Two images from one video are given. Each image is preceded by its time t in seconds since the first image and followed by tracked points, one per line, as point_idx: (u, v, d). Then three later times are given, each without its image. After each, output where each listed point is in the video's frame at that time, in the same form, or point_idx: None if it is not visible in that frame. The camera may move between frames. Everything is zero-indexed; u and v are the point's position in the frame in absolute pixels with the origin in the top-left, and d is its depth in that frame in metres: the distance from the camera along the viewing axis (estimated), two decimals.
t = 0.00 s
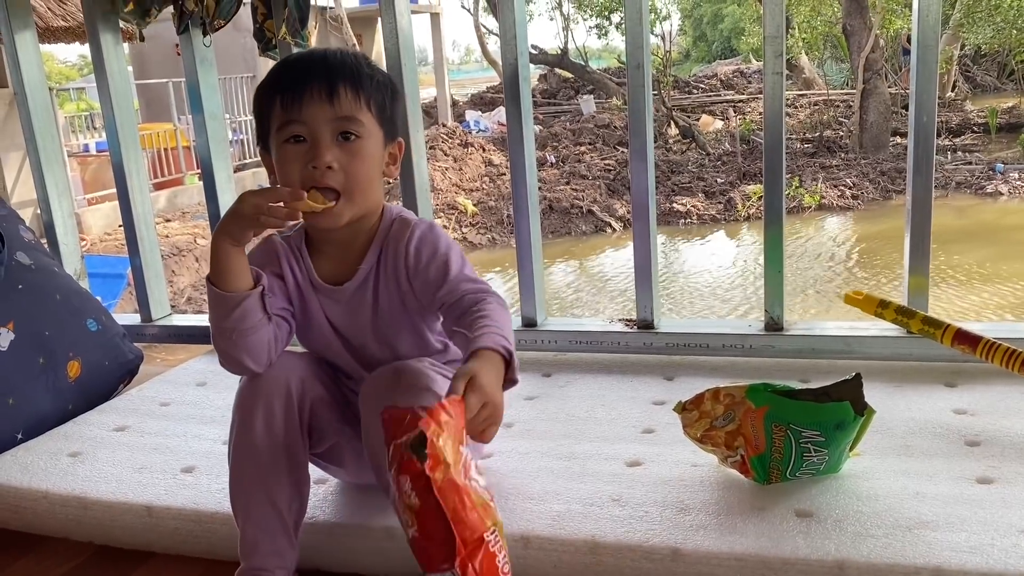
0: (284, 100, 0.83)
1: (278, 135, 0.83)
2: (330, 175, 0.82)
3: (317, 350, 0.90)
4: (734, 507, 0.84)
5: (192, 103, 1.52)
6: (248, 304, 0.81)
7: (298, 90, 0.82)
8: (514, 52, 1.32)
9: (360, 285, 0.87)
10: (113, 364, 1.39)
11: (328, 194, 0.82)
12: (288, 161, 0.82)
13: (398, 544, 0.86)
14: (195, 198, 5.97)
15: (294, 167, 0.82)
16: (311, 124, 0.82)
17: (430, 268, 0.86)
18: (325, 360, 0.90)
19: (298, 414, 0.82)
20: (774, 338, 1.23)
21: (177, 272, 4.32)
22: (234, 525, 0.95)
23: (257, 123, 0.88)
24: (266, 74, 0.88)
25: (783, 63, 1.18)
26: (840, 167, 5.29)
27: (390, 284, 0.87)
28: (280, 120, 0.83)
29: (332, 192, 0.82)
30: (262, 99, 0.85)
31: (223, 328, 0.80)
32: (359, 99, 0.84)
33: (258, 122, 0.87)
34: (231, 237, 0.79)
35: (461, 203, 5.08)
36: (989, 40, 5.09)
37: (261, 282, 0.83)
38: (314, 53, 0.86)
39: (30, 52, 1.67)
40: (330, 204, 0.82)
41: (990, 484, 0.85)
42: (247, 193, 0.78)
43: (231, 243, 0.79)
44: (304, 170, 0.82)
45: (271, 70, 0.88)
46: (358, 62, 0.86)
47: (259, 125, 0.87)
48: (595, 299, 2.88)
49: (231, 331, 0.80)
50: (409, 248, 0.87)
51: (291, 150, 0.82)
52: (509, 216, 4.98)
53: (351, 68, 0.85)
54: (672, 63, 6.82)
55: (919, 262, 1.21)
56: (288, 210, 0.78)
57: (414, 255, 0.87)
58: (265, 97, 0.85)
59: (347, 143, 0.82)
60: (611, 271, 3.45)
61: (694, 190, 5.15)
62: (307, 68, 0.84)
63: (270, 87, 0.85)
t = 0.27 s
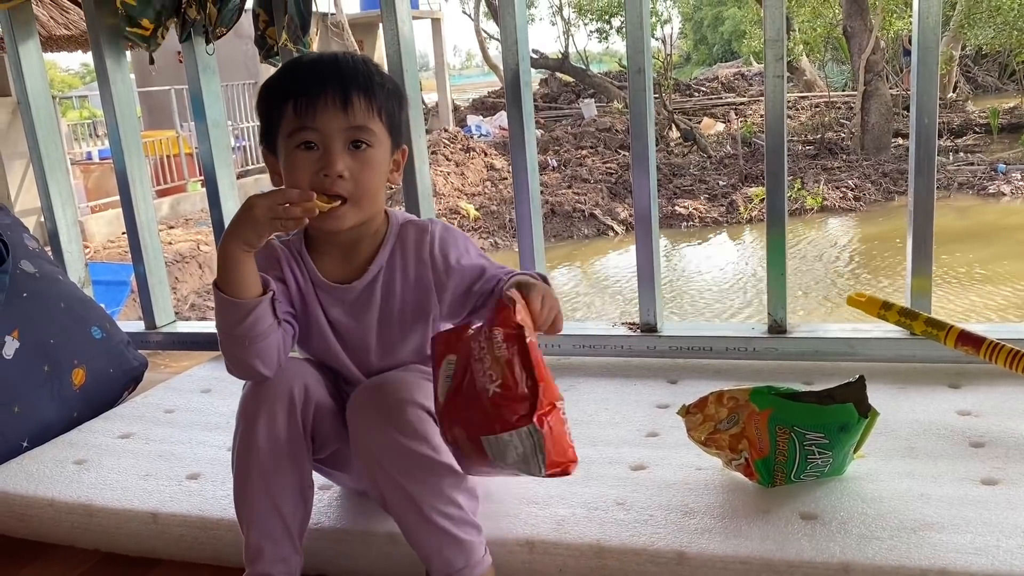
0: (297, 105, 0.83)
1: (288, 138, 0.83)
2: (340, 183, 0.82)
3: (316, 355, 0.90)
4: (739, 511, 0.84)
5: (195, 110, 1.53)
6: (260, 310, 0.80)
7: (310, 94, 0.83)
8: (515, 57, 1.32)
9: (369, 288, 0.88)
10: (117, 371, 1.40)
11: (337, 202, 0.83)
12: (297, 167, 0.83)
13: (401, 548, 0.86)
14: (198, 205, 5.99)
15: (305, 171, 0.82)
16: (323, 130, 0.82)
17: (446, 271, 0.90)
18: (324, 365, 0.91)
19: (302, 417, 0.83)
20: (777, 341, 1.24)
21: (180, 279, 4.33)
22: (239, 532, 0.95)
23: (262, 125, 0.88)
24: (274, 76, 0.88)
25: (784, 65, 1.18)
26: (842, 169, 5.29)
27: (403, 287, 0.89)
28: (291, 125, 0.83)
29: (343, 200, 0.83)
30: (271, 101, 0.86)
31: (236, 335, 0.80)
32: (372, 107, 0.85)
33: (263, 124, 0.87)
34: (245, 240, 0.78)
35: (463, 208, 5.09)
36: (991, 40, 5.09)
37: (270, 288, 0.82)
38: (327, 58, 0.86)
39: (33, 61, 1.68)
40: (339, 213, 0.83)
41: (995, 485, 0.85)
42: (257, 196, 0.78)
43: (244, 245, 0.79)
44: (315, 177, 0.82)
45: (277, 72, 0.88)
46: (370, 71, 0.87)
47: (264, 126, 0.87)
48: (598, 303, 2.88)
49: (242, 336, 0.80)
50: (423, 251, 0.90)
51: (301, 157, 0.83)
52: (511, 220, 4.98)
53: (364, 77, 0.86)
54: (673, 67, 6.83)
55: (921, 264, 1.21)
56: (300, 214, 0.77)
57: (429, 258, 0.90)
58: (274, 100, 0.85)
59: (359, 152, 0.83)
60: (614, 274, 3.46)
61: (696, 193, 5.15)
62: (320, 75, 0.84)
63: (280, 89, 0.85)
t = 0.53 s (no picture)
0: (313, 116, 0.83)
1: (304, 148, 0.84)
2: (356, 193, 0.83)
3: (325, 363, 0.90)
4: (744, 517, 0.84)
5: (198, 118, 1.54)
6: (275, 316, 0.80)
7: (326, 104, 0.83)
8: (517, 64, 1.33)
9: (383, 296, 0.89)
10: (122, 379, 1.40)
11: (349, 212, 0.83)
12: (313, 177, 0.83)
13: (405, 555, 0.86)
14: (201, 211, 6.00)
15: (322, 181, 0.83)
16: (340, 139, 0.83)
17: (462, 281, 0.93)
18: (331, 373, 0.91)
19: (308, 427, 0.83)
20: (780, 346, 1.24)
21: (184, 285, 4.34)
22: (244, 540, 0.95)
23: (272, 133, 0.88)
24: (284, 84, 0.88)
25: (786, 71, 1.18)
26: (845, 172, 5.29)
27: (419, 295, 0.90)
28: (306, 134, 0.84)
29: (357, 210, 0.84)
30: (285, 110, 0.86)
31: (250, 341, 0.80)
32: (387, 119, 0.86)
33: (275, 133, 0.87)
34: (259, 245, 0.78)
35: (466, 213, 5.10)
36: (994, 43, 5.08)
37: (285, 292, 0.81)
38: (339, 67, 0.86)
39: (37, 70, 1.68)
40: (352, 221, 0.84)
41: (1000, 490, 0.85)
42: (268, 199, 0.78)
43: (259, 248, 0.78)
44: (332, 187, 0.83)
45: (287, 80, 0.88)
46: (382, 80, 0.87)
47: (275, 135, 0.87)
48: (601, 307, 2.88)
49: (256, 341, 0.79)
50: (439, 261, 0.92)
51: (316, 168, 0.83)
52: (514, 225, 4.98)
53: (377, 88, 0.86)
54: (676, 70, 6.84)
55: (925, 269, 1.21)
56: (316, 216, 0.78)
57: (445, 268, 0.92)
58: (287, 109, 0.85)
59: (373, 163, 0.84)
60: (617, 278, 3.46)
61: (699, 197, 5.15)
62: (334, 85, 0.85)
63: (294, 98, 0.85)
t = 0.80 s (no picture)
0: (330, 121, 0.84)
1: (323, 155, 0.84)
2: (378, 197, 0.84)
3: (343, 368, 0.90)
4: (749, 519, 0.84)
5: (204, 123, 1.55)
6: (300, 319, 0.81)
7: (343, 110, 0.84)
8: (522, 68, 1.33)
9: (403, 302, 0.90)
10: (128, 383, 1.40)
11: (373, 215, 0.84)
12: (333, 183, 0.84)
13: (411, 559, 0.86)
14: (206, 216, 6.02)
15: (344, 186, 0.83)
16: (361, 145, 0.84)
17: (478, 287, 0.93)
18: (348, 378, 0.90)
19: (323, 431, 0.83)
20: (785, 349, 1.24)
21: (190, 290, 4.35)
22: (250, 543, 0.95)
23: (286, 142, 0.88)
24: (296, 91, 0.88)
25: (790, 74, 1.19)
26: (849, 175, 5.29)
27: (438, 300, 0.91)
28: (325, 141, 0.84)
29: (380, 213, 0.84)
30: (299, 117, 0.86)
31: (276, 343, 0.80)
32: (404, 123, 0.86)
33: (290, 141, 0.87)
34: (285, 249, 0.79)
35: (470, 217, 5.10)
36: (998, 45, 5.08)
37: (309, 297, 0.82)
38: (353, 71, 0.87)
39: (44, 76, 1.69)
40: (375, 224, 0.84)
41: (1006, 493, 0.84)
42: (295, 205, 0.79)
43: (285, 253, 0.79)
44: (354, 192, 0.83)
45: (298, 86, 0.88)
46: (395, 83, 0.88)
47: (290, 143, 0.87)
48: (605, 311, 2.89)
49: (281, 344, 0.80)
50: (457, 266, 0.92)
51: (337, 174, 0.84)
52: (518, 229, 4.99)
53: (392, 92, 0.87)
54: (679, 74, 6.85)
55: (930, 272, 1.21)
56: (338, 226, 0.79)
57: (464, 274, 0.92)
58: (303, 116, 0.85)
59: (393, 165, 0.85)
60: (622, 282, 3.46)
61: (703, 200, 5.15)
62: (350, 89, 0.85)
63: (309, 105, 0.85)
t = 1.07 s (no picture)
0: (344, 124, 0.84)
1: (337, 158, 0.84)
2: (393, 200, 0.84)
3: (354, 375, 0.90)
4: (753, 523, 0.84)
5: (209, 127, 1.55)
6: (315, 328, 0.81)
7: (357, 113, 0.84)
8: (526, 73, 1.33)
9: (414, 309, 0.90)
10: (133, 387, 1.41)
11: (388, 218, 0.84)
12: (347, 186, 0.84)
13: (415, 562, 0.87)
14: (211, 220, 6.04)
15: (358, 191, 0.84)
16: (375, 147, 0.84)
17: (489, 294, 0.93)
18: (359, 384, 0.90)
19: (336, 440, 0.82)
20: (790, 354, 1.23)
21: (194, 294, 4.36)
22: (254, 547, 0.95)
23: (298, 145, 0.88)
24: (308, 94, 0.88)
25: (794, 79, 1.19)
26: (854, 179, 5.28)
27: (449, 308, 0.91)
28: (339, 144, 0.84)
29: (395, 216, 0.84)
30: (312, 120, 0.86)
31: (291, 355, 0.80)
32: (417, 127, 0.87)
33: (303, 145, 0.87)
34: (305, 262, 0.79)
35: (475, 221, 5.10)
36: (1004, 49, 5.07)
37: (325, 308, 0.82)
38: (367, 75, 0.88)
39: (50, 81, 1.70)
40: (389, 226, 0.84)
41: (1011, 497, 0.84)
42: (315, 219, 0.79)
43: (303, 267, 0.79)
44: (369, 195, 0.84)
45: (310, 90, 0.89)
46: (406, 86, 0.89)
47: (302, 147, 0.87)
48: (610, 315, 2.89)
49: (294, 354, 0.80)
50: (467, 273, 0.93)
51: (351, 178, 0.84)
52: (523, 232, 4.99)
53: (404, 95, 0.88)
54: (684, 78, 6.86)
55: (934, 276, 1.20)
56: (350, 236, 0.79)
57: (474, 281, 0.92)
58: (316, 119, 0.86)
59: (407, 168, 0.85)
60: (627, 285, 3.47)
61: (708, 204, 5.15)
62: (364, 93, 0.86)
63: (323, 107, 0.86)
